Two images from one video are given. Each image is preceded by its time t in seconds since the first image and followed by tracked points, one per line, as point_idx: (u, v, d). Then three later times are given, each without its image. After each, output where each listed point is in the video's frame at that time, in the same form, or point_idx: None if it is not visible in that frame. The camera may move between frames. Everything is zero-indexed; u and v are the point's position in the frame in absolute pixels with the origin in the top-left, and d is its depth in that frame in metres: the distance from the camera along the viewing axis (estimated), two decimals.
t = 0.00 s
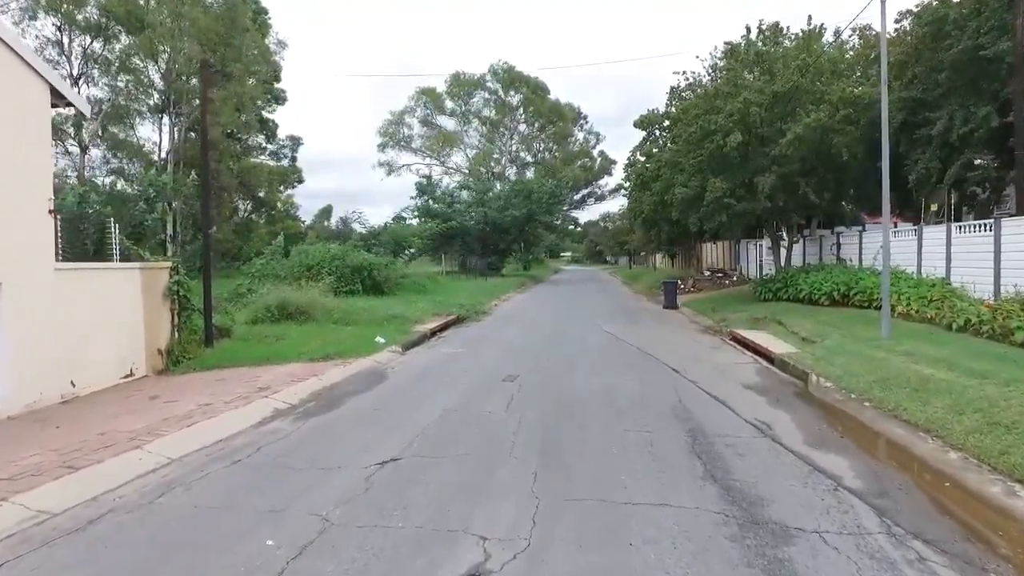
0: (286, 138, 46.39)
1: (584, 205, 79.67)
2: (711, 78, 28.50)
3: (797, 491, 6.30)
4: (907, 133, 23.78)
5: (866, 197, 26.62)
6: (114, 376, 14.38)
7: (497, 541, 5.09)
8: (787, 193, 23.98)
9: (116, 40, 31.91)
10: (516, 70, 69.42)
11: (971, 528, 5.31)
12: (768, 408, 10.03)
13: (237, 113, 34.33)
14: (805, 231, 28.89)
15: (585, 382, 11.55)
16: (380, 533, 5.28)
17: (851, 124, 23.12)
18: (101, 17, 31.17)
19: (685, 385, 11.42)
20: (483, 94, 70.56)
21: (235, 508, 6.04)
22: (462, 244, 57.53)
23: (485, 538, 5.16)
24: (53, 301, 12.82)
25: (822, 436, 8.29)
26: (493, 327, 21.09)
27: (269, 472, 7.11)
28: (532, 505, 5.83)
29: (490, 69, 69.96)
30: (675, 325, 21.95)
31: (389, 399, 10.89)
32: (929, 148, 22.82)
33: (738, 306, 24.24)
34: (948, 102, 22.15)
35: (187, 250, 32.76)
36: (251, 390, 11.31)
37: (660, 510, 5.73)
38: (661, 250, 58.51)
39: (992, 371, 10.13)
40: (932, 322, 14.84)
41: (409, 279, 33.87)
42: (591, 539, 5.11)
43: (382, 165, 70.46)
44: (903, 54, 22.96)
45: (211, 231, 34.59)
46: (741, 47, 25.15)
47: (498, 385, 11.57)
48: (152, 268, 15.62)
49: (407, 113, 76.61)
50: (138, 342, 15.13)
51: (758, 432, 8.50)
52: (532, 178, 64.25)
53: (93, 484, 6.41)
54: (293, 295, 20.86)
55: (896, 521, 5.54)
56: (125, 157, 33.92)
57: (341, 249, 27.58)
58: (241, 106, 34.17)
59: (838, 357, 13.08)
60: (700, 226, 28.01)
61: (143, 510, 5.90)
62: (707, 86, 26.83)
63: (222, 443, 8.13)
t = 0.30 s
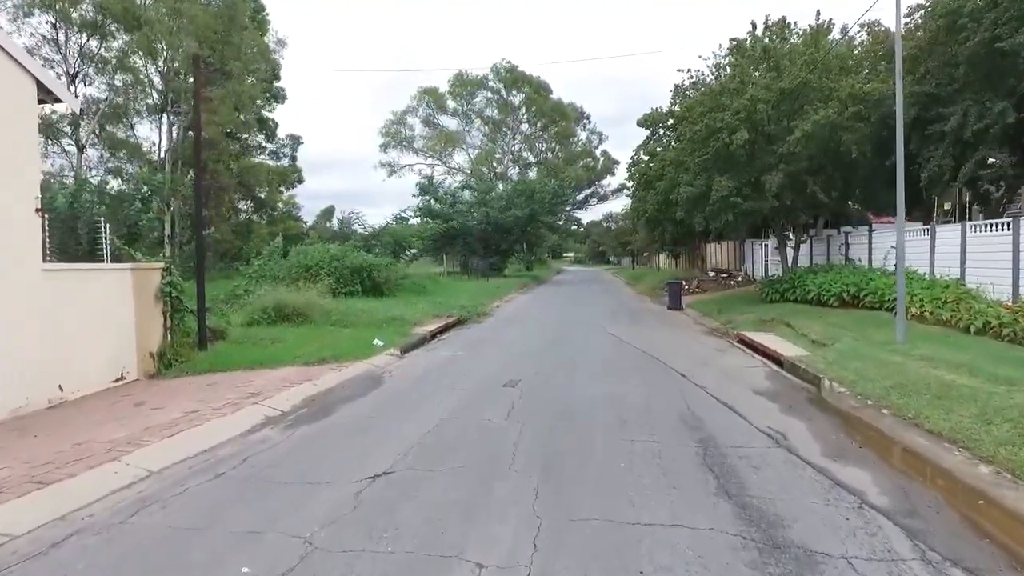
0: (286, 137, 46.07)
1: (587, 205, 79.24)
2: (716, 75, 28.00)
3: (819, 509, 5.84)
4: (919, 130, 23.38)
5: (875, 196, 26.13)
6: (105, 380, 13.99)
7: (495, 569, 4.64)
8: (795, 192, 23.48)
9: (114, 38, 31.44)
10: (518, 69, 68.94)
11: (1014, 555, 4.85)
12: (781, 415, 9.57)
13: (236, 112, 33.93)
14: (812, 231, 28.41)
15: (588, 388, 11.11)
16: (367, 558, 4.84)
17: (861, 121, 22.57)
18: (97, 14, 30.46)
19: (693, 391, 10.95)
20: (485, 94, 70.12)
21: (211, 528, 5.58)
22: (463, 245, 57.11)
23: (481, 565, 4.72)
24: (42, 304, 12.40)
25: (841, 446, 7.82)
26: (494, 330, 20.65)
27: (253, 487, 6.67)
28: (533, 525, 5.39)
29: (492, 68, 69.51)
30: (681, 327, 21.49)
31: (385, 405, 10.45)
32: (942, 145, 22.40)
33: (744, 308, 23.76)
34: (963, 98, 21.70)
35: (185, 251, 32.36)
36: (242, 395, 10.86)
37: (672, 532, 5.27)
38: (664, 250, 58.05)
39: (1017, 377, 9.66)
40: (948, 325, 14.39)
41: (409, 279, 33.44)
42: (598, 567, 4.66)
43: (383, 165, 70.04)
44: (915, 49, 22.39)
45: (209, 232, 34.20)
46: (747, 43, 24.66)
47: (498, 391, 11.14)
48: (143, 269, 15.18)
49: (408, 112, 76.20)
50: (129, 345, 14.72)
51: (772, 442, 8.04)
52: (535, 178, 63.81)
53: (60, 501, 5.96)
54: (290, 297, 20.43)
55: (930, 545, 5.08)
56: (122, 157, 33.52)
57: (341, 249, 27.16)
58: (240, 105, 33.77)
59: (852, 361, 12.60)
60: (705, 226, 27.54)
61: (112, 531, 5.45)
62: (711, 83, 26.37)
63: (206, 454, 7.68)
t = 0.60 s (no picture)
0: (285, 139, 45.73)
1: (589, 207, 78.81)
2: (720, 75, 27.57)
3: (846, 537, 5.34)
4: (931, 129, 22.96)
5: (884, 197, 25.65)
6: (94, 388, 13.58)
7: None
8: (802, 193, 22.98)
9: (109, 38, 31.16)
10: (520, 71, 68.53)
11: None
12: (795, 428, 9.07)
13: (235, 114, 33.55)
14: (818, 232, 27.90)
15: (591, 397, 10.61)
16: None
17: (870, 120, 22.01)
18: (91, 14, 30.32)
19: (702, 402, 10.46)
20: (487, 96, 69.74)
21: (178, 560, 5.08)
22: (464, 247, 56.67)
23: None
24: (26, 310, 11.99)
25: (863, 463, 7.31)
26: (495, 335, 20.16)
27: (231, 510, 6.17)
28: (534, 558, 4.89)
29: (494, 70, 69.11)
30: (686, 331, 20.98)
31: (379, 416, 9.95)
32: (955, 145, 21.95)
33: (751, 312, 23.24)
34: (977, 96, 21.24)
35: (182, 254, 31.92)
36: (229, 405, 10.37)
37: (686, 565, 4.79)
38: (667, 253, 57.57)
39: None
40: (965, 330, 13.89)
41: (409, 283, 33.01)
42: None
43: (384, 167, 69.64)
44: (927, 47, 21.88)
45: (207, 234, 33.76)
46: (753, 42, 24.20)
47: (498, 401, 10.64)
48: (132, 272, 14.75)
49: (409, 114, 75.85)
50: (118, 351, 14.27)
51: (789, 459, 7.54)
52: (536, 181, 63.34)
53: (17, 529, 5.46)
54: (286, 301, 19.96)
55: None
56: (118, 158, 32.97)
57: (338, 252, 26.69)
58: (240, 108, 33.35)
59: (867, 368, 12.10)
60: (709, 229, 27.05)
61: (70, 564, 4.96)
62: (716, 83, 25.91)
63: (184, 471, 7.19)
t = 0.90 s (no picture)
0: (284, 138, 45.36)
1: (592, 208, 78.34)
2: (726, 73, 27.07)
3: (878, 565, 4.84)
4: (947, 125, 22.47)
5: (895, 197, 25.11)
6: (81, 394, 13.11)
7: None
8: (810, 192, 22.46)
9: (105, 34, 31.23)
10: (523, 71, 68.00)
11: None
12: (812, 438, 8.56)
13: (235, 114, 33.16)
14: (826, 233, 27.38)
15: (595, 404, 10.11)
16: None
17: (881, 118, 21.46)
18: (87, 11, 30.34)
19: (712, 409, 9.95)
20: (490, 97, 69.24)
21: None
22: (466, 248, 56.23)
23: None
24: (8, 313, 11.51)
25: (887, 478, 6.80)
26: (495, 337, 19.69)
27: (206, 530, 5.67)
28: None
29: (497, 70, 68.62)
30: (691, 333, 20.47)
31: (373, 423, 9.49)
32: (971, 141, 21.44)
33: (758, 313, 22.71)
34: (994, 91, 20.67)
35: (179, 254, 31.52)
36: (216, 412, 9.89)
37: None
38: (671, 254, 57.06)
39: None
40: (984, 333, 13.38)
41: (409, 284, 32.54)
42: None
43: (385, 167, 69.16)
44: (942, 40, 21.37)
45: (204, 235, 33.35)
46: (760, 38, 23.70)
47: (497, 408, 10.16)
48: (121, 273, 14.29)
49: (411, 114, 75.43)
50: (107, 354, 13.82)
51: (808, 473, 7.03)
52: (539, 181, 62.85)
53: None
54: (281, 302, 19.49)
55: None
56: (113, 157, 32.49)
57: (337, 252, 26.21)
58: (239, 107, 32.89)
59: (883, 373, 11.58)
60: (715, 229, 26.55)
61: None
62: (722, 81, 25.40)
63: (160, 486, 6.71)
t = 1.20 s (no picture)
0: (286, 139, 45.06)
1: (597, 210, 77.87)
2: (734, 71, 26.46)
3: None
4: (965, 123, 22.01)
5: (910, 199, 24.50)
6: (70, 401, 12.68)
7: None
8: (821, 192, 21.91)
9: (104, 34, 31.69)
10: (528, 73, 67.40)
11: None
12: (834, 451, 8.02)
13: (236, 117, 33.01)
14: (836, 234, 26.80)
15: (603, 417, 9.60)
16: None
17: (894, 116, 20.95)
18: (85, 10, 30.49)
19: (725, 421, 9.42)
20: (494, 98, 68.76)
21: None
22: (470, 250, 55.82)
23: None
24: None
25: (921, 499, 6.26)
26: (498, 343, 19.19)
27: (178, 558, 5.18)
28: None
29: (502, 71, 68.07)
30: (700, 338, 19.93)
31: (368, 436, 9.00)
32: (990, 139, 20.91)
33: (767, 317, 22.14)
34: (1013, 87, 20.05)
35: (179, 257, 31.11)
36: (203, 423, 9.40)
37: None
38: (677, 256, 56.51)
39: None
40: (1009, 339, 12.83)
41: (412, 287, 32.07)
42: None
43: (389, 169, 68.80)
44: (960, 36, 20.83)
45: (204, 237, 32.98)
46: (769, 35, 23.03)
47: (499, 419, 9.66)
48: (111, 276, 13.86)
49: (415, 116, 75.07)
50: (97, 360, 13.38)
51: (835, 492, 6.50)
52: (544, 183, 62.37)
53: None
54: (279, 305, 19.02)
55: None
56: (111, 157, 32.32)
57: (337, 254, 25.71)
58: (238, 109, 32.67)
59: (905, 381, 11.02)
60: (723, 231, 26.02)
61: None
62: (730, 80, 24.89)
63: (134, 508, 6.22)
